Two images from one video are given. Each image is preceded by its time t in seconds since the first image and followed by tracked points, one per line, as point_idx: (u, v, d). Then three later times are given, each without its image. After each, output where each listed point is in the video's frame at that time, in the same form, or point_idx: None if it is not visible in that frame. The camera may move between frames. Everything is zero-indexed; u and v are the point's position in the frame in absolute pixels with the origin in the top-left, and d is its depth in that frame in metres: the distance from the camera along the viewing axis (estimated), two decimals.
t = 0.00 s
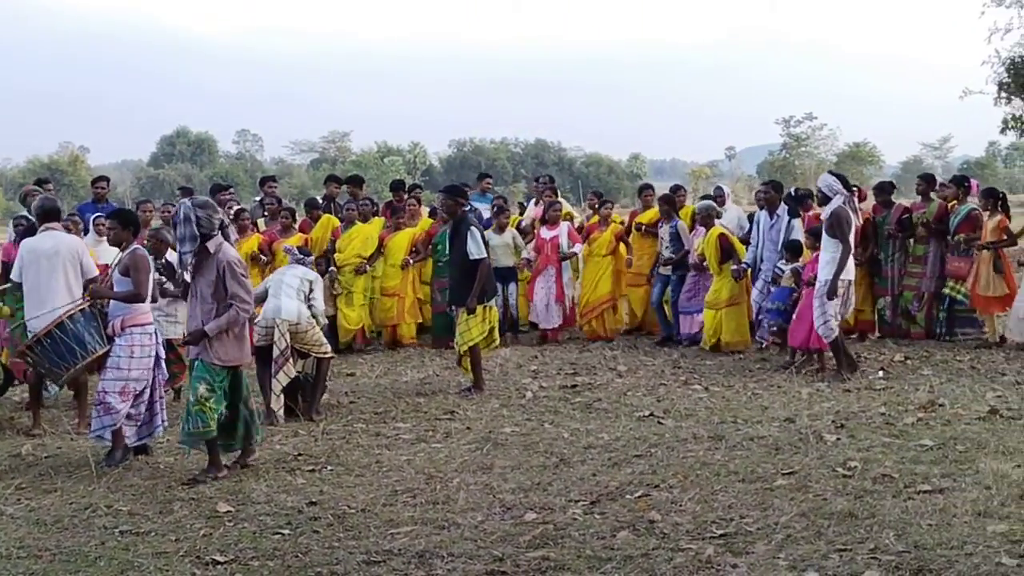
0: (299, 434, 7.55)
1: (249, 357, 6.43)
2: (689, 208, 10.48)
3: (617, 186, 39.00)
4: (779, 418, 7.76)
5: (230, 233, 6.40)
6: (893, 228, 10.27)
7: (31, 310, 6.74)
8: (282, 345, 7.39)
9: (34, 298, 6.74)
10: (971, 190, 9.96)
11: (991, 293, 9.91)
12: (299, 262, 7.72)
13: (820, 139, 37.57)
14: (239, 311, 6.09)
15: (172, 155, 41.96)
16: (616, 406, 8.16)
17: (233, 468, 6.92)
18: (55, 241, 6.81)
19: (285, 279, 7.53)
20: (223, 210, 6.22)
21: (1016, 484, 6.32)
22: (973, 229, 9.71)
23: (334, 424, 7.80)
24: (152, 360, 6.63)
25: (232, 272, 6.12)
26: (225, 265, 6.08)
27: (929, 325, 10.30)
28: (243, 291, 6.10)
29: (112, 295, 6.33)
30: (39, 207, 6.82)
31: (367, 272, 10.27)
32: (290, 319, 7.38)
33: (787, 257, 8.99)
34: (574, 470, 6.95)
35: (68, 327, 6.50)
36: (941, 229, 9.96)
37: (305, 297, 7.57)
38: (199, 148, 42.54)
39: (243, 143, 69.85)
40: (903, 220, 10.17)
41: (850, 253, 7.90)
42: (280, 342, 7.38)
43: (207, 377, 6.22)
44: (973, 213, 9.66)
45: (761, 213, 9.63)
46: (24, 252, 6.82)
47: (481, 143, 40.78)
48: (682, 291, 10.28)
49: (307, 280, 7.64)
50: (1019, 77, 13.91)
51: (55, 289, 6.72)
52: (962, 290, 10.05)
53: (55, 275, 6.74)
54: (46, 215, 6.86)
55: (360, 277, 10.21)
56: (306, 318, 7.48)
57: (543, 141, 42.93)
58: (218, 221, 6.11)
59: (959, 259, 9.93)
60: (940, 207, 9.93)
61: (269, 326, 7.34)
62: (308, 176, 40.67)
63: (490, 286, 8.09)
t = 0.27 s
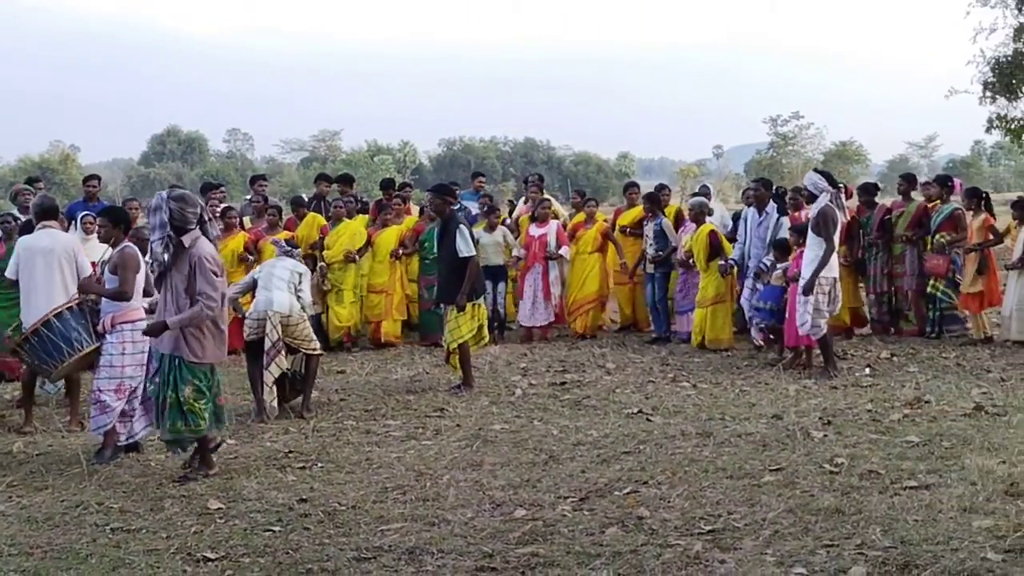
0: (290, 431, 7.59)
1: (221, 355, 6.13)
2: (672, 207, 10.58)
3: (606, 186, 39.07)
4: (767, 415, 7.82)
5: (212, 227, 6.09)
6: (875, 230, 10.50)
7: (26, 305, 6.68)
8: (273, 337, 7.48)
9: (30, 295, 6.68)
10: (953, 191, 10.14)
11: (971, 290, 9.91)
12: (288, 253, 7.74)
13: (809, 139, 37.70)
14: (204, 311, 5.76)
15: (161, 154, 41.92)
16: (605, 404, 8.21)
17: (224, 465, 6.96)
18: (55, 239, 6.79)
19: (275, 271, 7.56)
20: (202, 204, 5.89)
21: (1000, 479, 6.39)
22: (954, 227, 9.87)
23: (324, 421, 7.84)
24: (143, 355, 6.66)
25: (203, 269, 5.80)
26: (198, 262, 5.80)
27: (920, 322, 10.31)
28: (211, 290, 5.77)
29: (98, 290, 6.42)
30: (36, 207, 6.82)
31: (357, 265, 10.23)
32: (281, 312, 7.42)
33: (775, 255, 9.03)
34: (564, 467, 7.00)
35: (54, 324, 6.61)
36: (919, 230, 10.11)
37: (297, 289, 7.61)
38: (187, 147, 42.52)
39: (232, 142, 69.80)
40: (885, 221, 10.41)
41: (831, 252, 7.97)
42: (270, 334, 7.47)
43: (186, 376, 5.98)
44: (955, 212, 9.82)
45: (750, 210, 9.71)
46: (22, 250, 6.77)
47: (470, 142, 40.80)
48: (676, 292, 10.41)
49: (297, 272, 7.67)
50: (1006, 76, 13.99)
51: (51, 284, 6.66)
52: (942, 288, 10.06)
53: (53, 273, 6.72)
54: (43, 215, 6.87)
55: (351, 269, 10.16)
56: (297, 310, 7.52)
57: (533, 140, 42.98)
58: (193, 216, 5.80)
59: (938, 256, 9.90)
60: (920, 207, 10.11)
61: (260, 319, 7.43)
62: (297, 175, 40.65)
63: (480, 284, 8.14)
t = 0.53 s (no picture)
0: (276, 435, 7.53)
1: (192, 360, 5.92)
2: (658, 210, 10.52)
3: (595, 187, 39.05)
4: (756, 418, 7.78)
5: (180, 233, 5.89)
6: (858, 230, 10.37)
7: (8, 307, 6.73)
8: (260, 328, 7.34)
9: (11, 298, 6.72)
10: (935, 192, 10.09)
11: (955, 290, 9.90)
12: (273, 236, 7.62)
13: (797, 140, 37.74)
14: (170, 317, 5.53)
15: (147, 156, 41.76)
16: (593, 407, 8.17)
17: (209, 470, 6.89)
18: (34, 242, 6.80)
19: (260, 258, 7.46)
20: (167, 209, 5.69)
21: (990, 482, 6.36)
22: (937, 226, 9.86)
23: (310, 425, 7.78)
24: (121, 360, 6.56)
25: (168, 274, 5.58)
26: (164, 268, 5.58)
27: (904, 323, 10.28)
28: (176, 296, 5.55)
29: (80, 296, 6.32)
30: (16, 209, 6.82)
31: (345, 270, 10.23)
32: (268, 302, 7.34)
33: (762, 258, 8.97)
34: (551, 471, 6.95)
35: (31, 327, 6.53)
36: (902, 231, 10.06)
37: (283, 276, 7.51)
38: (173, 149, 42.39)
39: (219, 144, 69.61)
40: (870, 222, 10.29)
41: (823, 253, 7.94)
42: (258, 325, 7.32)
43: (144, 390, 5.74)
44: (939, 211, 9.81)
45: (734, 213, 9.60)
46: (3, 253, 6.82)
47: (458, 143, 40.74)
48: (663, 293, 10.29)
49: (282, 258, 7.56)
50: (994, 77, 13.98)
51: (32, 286, 6.69)
52: (920, 286, 10.08)
53: (33, 275, 6.72)
54: (25, 217, 6.87)
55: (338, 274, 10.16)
56: (282, 300, 7.45)
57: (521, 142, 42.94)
58: (157, 222, 5.60)
59: (920, 254, 9.97)
60: (903, 209, 10.06)
61: (247, 310, 7.33)
62: (284, 177, 40.53)
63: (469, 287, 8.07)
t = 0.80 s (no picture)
0: (257, 439, 7.50)
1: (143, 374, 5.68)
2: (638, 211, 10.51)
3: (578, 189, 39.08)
4: (738, 420, 7.79)
5: (135, 240, 5.80)
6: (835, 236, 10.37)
7: None
8: (239, 327, 7.31)
9: None
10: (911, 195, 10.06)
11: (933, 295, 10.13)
12: (245, 225, 7.45)
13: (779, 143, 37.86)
14: (130, 322, 5.40)
15: (128, 160, 41.60)
16: (576, 409, 8.17)
17: (190, 474, 6.87)
18: (9, 246, 6.70)
19: (235, 253, 7.32)
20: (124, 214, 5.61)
21: (970, 483, 6.39)
22: (910, 230, 9.83)
23: (292, 429, 7.76)
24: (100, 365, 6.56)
25: (122, 276, 5.46)
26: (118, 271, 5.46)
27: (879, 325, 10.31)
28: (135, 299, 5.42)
29: (59, 296, 6.34)
30: None
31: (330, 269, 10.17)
32: (246, 301, 7.29)
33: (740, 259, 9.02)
34: (534, 474, 6.94)
35: (10, 330, 6.47)
36: (879, 235, 10.07)
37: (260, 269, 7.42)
38: (154, 151, 42.25)
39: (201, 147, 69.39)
40: (847, 226, 10.31)
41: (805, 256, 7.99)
42: (236, 325, 7.29)
43: (99, 398, 5.51)
44: (911, 215, 9.80)
45: (714, 216, 9.67)
46: None
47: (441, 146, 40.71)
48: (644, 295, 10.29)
49: (258, 248, 7.43)
50: (973, 81, 14.04)
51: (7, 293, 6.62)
52: (895, 289, 10.09)
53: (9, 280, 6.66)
54: None
55: (324, 274, 10.11)
56: (260, 298, 7.40)
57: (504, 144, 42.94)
58: (114, 225, 5.52)
59: (894, 258, 9.98)
60: (880, 212, 10.07)
61: (225, 308, 7.27)
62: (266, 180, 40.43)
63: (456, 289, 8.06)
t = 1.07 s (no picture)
0: (236, 446, 7.48)
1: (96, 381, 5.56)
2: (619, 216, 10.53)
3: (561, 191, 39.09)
4: (717, 425, 7.80)
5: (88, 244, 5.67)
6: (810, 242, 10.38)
7: None
8: (212, 336, 7.29)
9: None
10: (883, 200, 10.12)
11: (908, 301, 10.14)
12: (215, 231, 7.40)
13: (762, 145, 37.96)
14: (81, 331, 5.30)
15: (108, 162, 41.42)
16: (556, 415, 8.17)
17: (168, 481, 6.84)
18: None
19: (204, 259, 7.28)
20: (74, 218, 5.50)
21: (947, 488, 6.41)
22: (884, 236, 9.92)
23: (271, 435, 7.74)
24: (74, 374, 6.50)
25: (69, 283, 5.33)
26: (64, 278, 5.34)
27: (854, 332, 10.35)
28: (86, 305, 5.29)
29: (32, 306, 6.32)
30: None
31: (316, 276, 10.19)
32: (219, 309, 7.27)
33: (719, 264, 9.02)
34: (514, 480, 6.94)
35: None
36: (854, 242, 10.11)
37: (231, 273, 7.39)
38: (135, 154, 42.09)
39: (182, 148, 69.19)
40: (822, 232, 10.31)
41: (784, 261, 7.99)
42: (210, 334, 7.27)
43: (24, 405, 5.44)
44: (884, 221, 9.86)
45: (692, 222, 9.64)
46: None
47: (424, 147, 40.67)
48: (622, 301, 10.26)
49: (227, 254, 7.38)
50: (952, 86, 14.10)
51: None
52: (869, 296, 10.10)
53: None
54: None
55: (309, 282, 10.13)
56: (233, 304, 7.39)
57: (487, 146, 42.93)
58: (63, 230, 5.40)
59: (867, 266, 9.96)
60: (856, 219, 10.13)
61: (199, 316, 7.25)
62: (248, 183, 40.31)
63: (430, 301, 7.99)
